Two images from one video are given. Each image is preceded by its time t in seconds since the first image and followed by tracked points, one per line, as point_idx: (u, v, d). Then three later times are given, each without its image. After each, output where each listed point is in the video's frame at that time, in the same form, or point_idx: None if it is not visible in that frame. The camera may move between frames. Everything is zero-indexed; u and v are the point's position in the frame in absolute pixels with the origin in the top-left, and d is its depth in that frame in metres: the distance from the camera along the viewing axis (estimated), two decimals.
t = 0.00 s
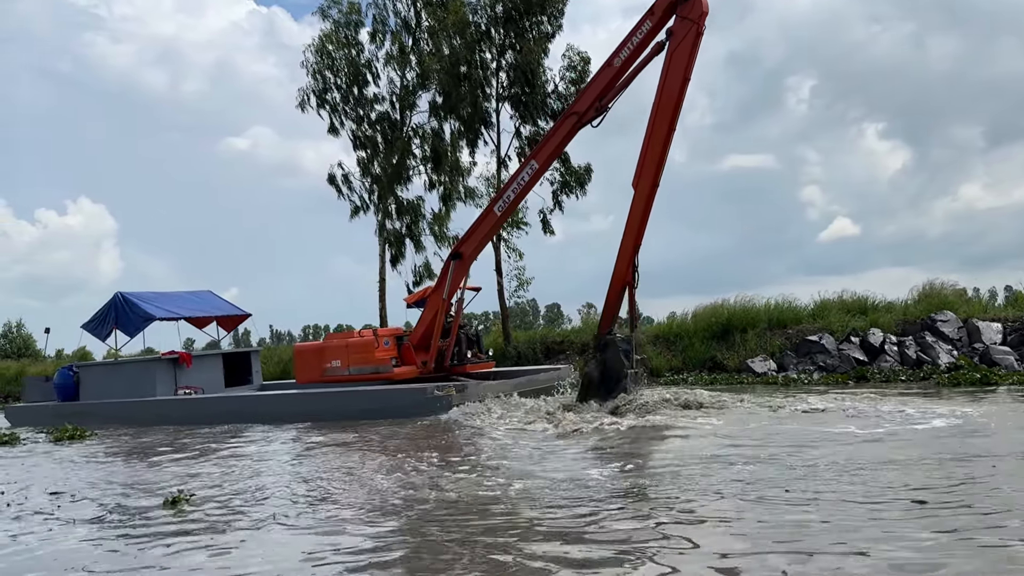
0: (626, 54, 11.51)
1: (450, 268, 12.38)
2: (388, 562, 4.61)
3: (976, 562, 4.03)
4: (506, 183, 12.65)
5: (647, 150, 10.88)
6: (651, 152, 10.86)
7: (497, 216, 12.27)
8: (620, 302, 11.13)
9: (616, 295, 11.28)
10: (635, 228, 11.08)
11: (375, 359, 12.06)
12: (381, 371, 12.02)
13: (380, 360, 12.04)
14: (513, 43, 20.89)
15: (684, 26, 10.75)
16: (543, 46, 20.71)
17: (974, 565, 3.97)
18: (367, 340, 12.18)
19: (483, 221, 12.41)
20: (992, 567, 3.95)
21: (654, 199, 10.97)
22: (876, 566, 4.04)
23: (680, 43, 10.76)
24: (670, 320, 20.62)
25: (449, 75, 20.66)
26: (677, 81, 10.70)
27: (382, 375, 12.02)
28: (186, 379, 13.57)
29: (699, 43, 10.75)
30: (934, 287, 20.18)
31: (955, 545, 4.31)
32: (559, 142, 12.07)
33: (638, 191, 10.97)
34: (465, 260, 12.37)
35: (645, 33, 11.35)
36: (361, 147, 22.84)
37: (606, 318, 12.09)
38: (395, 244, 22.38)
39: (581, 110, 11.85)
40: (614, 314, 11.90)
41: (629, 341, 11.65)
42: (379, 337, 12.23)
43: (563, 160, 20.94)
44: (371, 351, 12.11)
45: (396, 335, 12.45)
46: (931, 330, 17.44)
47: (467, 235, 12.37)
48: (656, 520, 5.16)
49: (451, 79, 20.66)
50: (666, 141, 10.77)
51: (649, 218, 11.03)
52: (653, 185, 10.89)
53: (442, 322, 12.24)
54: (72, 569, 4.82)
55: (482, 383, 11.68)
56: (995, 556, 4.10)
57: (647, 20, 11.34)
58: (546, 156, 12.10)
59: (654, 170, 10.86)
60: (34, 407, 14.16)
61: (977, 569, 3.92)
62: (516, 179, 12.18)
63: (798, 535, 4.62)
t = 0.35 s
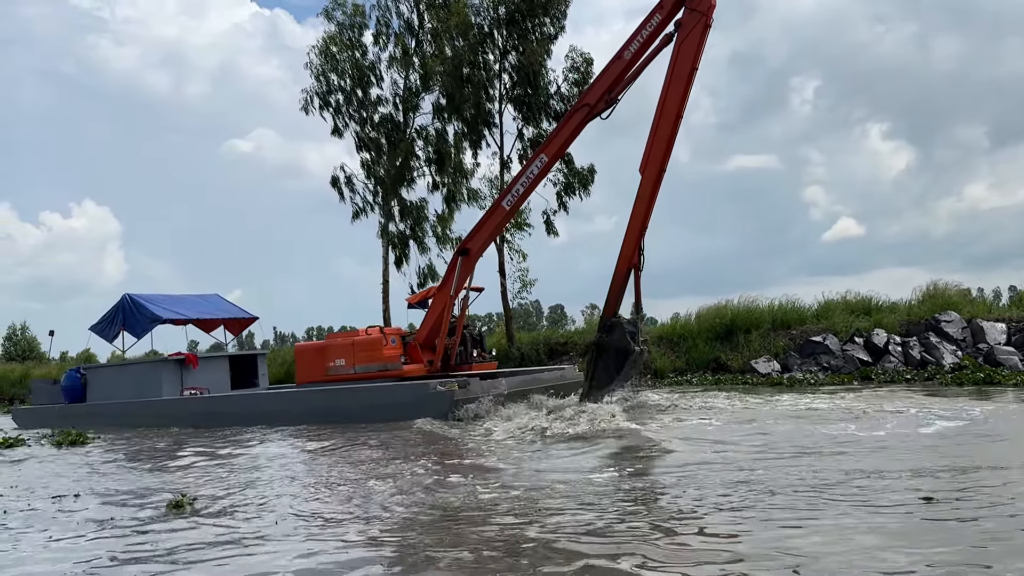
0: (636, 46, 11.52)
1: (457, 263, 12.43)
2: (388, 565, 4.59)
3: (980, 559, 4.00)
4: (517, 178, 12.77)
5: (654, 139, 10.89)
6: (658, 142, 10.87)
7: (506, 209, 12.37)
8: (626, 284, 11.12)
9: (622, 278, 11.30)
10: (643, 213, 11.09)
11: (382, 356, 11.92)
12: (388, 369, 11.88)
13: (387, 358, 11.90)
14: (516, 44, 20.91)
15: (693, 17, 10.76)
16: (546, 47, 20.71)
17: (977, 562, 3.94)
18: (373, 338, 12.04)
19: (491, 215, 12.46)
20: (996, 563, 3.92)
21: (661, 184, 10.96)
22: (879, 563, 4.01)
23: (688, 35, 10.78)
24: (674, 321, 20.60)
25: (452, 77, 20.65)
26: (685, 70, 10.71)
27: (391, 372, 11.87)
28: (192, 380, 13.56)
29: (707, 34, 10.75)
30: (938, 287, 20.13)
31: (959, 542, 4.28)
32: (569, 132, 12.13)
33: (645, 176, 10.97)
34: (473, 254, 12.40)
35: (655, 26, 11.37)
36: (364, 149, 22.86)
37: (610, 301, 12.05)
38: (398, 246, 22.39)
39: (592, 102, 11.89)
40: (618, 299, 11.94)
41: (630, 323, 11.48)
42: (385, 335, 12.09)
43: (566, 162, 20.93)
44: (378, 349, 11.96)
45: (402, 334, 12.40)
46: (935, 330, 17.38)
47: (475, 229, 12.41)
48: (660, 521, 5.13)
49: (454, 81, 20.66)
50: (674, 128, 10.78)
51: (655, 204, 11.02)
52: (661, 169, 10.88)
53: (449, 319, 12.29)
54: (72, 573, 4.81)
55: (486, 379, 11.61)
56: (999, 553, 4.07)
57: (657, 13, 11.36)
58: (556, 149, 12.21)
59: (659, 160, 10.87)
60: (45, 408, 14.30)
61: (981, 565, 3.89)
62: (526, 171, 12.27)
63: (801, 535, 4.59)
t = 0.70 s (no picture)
0: (642, 45, 11.56)
1: (462, 259, 12.44)
2: (391, 568, 4.59)
3: (984, 559, 3.99)
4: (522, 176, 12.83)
5: (663, 133, 10.89)
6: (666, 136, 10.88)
7: (512, 206, 12.45)
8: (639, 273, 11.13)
9: (634, 268, 11.31)
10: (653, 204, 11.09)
11: (389, 355, 11.67)
12: (396, 367, 11.65)
13: (396, 356, 11.65)
14: (518, 46, 20.96)
15: (697, 16, 10.81)
16: (548, 50, 20.74)
17: (980, 562, 3.94)
18: (380, 336, 11.75)
19: (497, 212, 12.50)
20: (1000, 563, 3.91)
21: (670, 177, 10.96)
22: (879, 563, 4.01)
23: (693, 33, 10.82)
24: (676, 323, 20.59)
25: (453, 79, 20.67)
26: (691, 66, 10.73)
27: (399, 371, 11.63)
28: (196, 381, 13.58)
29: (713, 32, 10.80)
30: (939, 289, 20.11)
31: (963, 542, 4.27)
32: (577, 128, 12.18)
33: (655, 169, 10.97)
34: (479, 251, 12.43)
35: (659, 26, 11.41)
36: (367, 151, 22.88)
37: (622, 291, 12.00)
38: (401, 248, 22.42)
39: (598, 99, 11.94)
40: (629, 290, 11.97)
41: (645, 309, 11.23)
42: (392, 333, 11.84)
43: (568, 164, 20.95)
44: (385, 348, 11.71)
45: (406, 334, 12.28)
46: (937, 332, 17.37)
47: (481, 226, 12.45)
48: (663, 523, 5.13)
49: (455, 82, 20.67)
50: (681, 123, 10.79)
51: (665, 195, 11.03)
52: (670, 162, 10.88)
53: (454, 316, 12.27)
54: (75, 575, 4.82)
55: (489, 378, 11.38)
56: (1003, 552, 4.06)
57: (661, 12, 11.39)
58: (561, 146, 12.27)
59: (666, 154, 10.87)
60: (52, 410, 14.36)
61: (985, 565, 3.88)
62: (533, 168, 12.35)
63: (804, 536, 4.58)
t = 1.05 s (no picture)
0: (642, 47, 11.56)
1: (467, 260, 12.43)
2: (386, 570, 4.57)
3: (980, 560, 3.95)
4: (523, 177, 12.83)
5: (668, 132, 10.88)
6: (671, 137, 10.86)
7: (515, 205, 12.44)
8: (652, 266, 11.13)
9: (648, 261, 11.32)
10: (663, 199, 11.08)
11: (396, 355, 11.66)
12: (404, 368, 11.63)
13: (404, 356, 11.65)
14: (519, 48, 20.95)
15: (695, 20, 10.83)
16: (548, 52, 20.72)
17: (984, 563, 3.89)
18: (387, 337, 11.73)
19: (500, 211, 12.49)
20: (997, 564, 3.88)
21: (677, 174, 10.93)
22: (885, 564, 3.98)
23: (691, 37, 10.83)
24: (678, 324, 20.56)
25: (454, 80, 20.65)
26: (692, 66, 10.73)
27: (408, 371, 11.61)
28: (200, 383, 13.57)
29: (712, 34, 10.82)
30: (941, 290, 20.07)
31: (960, 544, 4.23)
32: (581, 127, 12.21)
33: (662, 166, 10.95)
34: (482, 251, 12.43)
35: (658, 29, 11.40)
36: (368, 153, 22.87)
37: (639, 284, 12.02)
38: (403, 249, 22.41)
39: (600, 99, 11.96)
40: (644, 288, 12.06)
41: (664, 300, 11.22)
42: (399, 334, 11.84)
43: (568, 166, 20.93)
44: (392, 349, 11.69)
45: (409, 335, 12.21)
46: (938, 333, 17.33)
47: (483, 226, 12.46)
48: (661, 526, 5.09)
49: (456, 84, 20.65)
50: (686, 121, 10.78)
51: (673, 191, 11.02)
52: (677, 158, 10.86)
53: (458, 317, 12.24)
54: None
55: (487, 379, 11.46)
56: (1000, 554, 4.03)
57: (660, 16, 11.39)
58: (564, 146, 12.26)
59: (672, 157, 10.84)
60: (56, 412, 14.40)
61: (982, 567, 3.85)
62: (535, 168, 12.35)
63: (801, 538, 4.55)
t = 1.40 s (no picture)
0: (640, 55, 11.58)
1: (470, 263, 12.44)
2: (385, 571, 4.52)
3: (984, 560, 3.90)
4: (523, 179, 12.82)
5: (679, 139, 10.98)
6: (683, 144, 10.98)
7: (518, 207, 12.43)
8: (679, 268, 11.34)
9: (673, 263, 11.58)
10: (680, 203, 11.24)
11: (405, 358, 11.69)
12: (413, 370, 11.66)
13: (413, 359, 11.69)
14: (519, 50, 20.97)
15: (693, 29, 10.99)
16: (549, 54, 20.73)
17: (986, 562, 3.88)
18: (394, 340, 11.78)
19: (501, 213, 12.48)
20: (1001, 565, 3.82)
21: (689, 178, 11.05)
22: (886, 564, 3.96)
23: (691, 47, 10.94)
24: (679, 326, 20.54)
25: (454, 83, 20.64)
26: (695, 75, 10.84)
27: (417, 374, 11.62)
28: (202, 386, 13.55)
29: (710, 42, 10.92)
30: (941, 291, 20.05)
31: (964, 545, 4.18)
32: (582, 133, 12.28)
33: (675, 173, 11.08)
34: (484, 252, 12.45)
35: (656, 39, 11.41)
36: (369, 155, 22.88)
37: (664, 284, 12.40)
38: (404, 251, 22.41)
39: (602, 104, 12.01)
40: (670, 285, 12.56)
41: (692, 301, 11.87)
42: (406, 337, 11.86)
43: (569, 168, 20.92)
44: (399, 352, 11.71)
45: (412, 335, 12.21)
46: (939, 334, 17.30)
47: (484, 226, 12.45)
48: (663, 527, 5.04)
49: (456, 86, 20.65)
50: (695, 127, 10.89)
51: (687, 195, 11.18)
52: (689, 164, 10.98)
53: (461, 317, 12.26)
54: None
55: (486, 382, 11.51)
56: (1004, 554, 3.97)
57: (657, 26, 11.39)
58: (567, 148, 12.29)
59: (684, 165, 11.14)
60: (60, 415, 14.40)
61: (986, 567, 3.79)
62: (536, 170, 12.35)
63: (803, 539, 4.50)
